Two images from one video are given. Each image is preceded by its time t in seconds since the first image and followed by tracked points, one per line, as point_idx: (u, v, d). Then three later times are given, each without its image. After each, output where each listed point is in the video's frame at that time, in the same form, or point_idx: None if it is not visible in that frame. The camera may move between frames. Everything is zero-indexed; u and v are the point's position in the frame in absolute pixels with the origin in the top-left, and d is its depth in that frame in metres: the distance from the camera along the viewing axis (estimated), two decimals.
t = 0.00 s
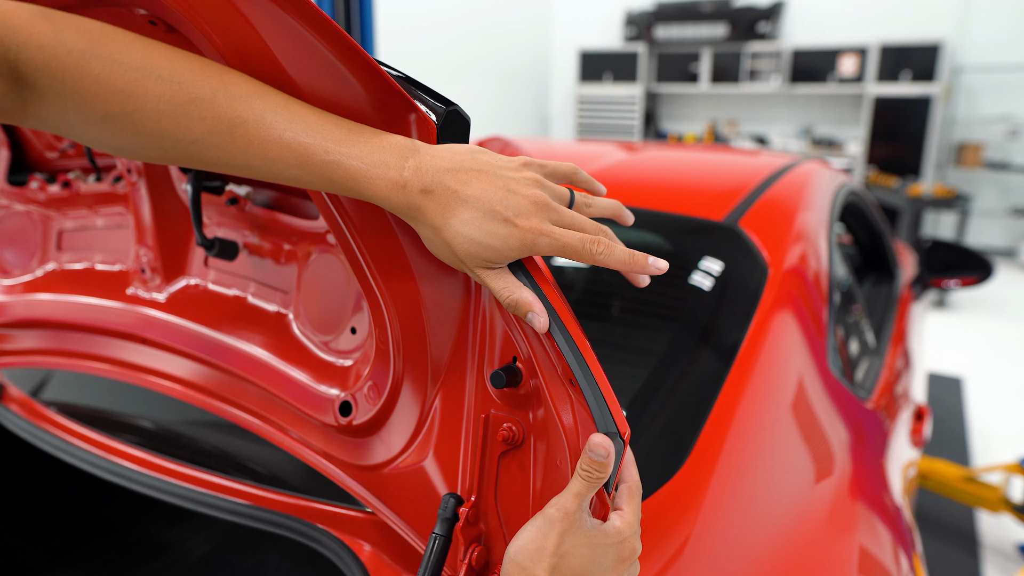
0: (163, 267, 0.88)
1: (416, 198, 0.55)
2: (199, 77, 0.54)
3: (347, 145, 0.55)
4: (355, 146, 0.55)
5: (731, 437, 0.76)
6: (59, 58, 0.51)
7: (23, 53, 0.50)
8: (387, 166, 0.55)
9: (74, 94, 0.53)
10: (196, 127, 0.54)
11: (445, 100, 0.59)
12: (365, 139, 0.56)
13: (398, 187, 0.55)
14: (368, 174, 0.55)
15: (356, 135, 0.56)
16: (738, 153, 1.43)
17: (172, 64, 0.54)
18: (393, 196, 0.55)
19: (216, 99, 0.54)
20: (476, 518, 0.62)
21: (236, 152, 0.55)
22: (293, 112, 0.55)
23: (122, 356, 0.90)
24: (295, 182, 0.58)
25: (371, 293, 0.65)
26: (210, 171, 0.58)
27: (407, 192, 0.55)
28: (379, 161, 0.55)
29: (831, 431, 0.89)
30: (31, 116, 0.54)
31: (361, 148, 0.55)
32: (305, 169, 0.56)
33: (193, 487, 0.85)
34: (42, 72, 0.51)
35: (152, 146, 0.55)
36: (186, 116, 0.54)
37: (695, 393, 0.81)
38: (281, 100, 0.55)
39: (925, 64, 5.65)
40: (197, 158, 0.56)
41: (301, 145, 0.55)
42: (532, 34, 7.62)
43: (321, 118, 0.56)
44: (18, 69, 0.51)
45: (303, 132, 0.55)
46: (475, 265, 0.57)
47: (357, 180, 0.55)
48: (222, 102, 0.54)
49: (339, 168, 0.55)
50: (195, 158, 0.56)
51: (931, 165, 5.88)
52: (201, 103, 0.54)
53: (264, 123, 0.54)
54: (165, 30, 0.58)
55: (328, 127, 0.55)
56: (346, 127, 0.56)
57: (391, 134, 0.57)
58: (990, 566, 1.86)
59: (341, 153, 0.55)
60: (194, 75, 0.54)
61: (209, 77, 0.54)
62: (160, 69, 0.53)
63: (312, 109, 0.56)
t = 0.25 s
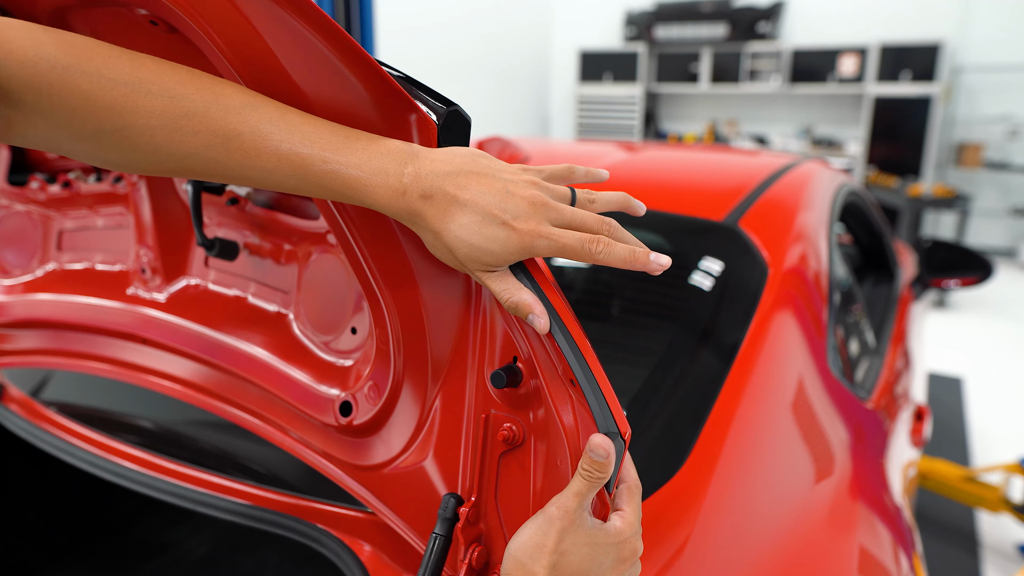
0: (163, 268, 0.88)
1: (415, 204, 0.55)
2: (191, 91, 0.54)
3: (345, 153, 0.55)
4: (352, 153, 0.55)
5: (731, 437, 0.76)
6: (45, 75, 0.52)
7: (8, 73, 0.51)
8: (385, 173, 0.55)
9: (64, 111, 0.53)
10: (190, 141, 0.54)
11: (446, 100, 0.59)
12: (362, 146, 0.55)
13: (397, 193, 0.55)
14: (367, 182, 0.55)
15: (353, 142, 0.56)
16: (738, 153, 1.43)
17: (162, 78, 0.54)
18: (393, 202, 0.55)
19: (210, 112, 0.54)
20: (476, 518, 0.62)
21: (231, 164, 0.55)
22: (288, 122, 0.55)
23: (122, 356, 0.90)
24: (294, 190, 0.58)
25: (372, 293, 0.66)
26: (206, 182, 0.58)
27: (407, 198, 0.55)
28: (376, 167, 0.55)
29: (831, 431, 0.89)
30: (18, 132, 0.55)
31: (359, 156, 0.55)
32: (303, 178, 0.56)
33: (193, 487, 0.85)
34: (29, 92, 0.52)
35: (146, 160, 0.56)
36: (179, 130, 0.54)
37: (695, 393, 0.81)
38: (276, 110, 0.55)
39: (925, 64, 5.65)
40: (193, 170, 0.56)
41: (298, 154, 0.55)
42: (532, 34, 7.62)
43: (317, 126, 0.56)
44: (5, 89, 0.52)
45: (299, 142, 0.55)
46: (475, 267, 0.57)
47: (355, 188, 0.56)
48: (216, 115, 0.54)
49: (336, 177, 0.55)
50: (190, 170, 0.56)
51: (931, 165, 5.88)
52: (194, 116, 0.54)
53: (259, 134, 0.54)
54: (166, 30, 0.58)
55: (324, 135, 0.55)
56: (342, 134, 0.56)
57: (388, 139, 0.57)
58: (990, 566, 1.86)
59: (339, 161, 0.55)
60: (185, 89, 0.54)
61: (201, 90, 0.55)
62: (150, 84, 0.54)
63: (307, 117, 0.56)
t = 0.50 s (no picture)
0: (164, 267, 0.88)
1: (417, 202, 0.55)
2: (194, 87, 0.54)
3: (347, 151, 0.55)
4: (355, 151, 0.55)
5: (731, 437, 0.76)
6: (47, 70, 0.51)
7: (14, 71, 0.51)
8: (387, 171, 0.55)
9: (67, 108, 0.52)
10: (193, 137, 0.54)
11: (445, 100, 0.59)
12: (364, 144, 0.55)
13: (399, 192, 0.55)
14: (369, 180, 0.55)
15: (355, 140, 0.55)
16: (738, 153, 1.43)
17: (164, 74, 0.54)
18: (395, 200, 0.55)
19: (213, 108, 0.54)
20: (476, 518, 0.62)
21: (234, 160, 0.55)
22: (291, 119, 0.55)
23: (122, 356, 0.90)
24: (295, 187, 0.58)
25: (372, 293, 0.66)
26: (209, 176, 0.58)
27: (409, 196, 0.55)
28: (379, 166, 0.55)
29: (831, 431, 0.89)
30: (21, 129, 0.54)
31: (362, 154, 0.55)
32: (305, 176, 0.56)
33: (192, 487, 0.85)
34: (32, 87, 0.51)
35: (148, 155, 0.56)
36: (182, 126, 0.54)
37: (695, 393, 0.81)
38: (278, 107, 0.55)
39: (925, 64, 5.65)
40: (195, 166, 0.56)
41: (300, 152, 0.55)
42: (532, 34, 7.62)
43: (320, 124, 0.55)
44: (10, 86, 0.51)
45: (302, 138, 0.55)
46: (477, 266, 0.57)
47: (357, 185, 0.55)
48: (219, 112, 0.54)
49: (339, 174, 0.55)
50: (194, 165, 0.56)
51: (931, 165, 5.88)
52: (197, 113, 0.54)
53: (262, 131, 0.54)
54: (167, 31, 0.58)
55: (327, 132, 0.55)
56: (345, 131, 0.56)
57: (391, 138, 0.57)
58: (990, 566, 1.86)
59: (341, 159, 0.55)
60: (188, 85, 0.54)
61: (204, 86, 0.54)
62: (153, 80, 0.53)
63: (310, 115, 0.56)
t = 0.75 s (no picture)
0: (164, 267, 0.88)
1: (418, 197, 0.55)
2: (208, 73, 0.53)
3: (352, 144, 0.55)
4: (359, 145, 0.55)
5: (731, 437, 0.76)
6: (73, 54, 0.51)
7: (42, 51, 0.50)
8: (389, 166, 0.55)
9: (84, 90, 0.52)
10: (203, 123, 0.54)
11: (445, 100, 0.59)
12: (369, 138, 0.55)
13: (400, 187, 0.55)
14: (371, 174, 0.55)
15: (359, 134, 0.56)
16: (738, 153, 1.43)
17: (181, 59, 0.53)
18: (395, 196, 0.55)
19: (224, 95, 0.53)
20: (476, 518, 0.62)
21: (241, 149, 0.55)
22: (299, 111, 0.55)
23: (122, 356, 0.90)
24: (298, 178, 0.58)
25: (371, 293, 0.66)
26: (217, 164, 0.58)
27: (412, 191, 0.55)
28: (381, 160, 0.55)
29: (831, 431, 0.89)
30: (49, 108, 0.54)
31: (364, 148, 0.55)
32: (309, 167, 0.55)
33: (192, 487, 0.85)
34: (57, 70, 0.51)
35: (160, 139, 0.55)
36: (193, 112, 0.53)
37: (695, 393, 0.81)
38: (288, 98, 0.55)
39: (925, 64, 5.65)
40: (204, 152, 0.56)
41: (306, 143, 0.55)
42: (532, 34, 7.62)
43: (326, 117, 0.56)
44: (35, 66, 0.51)
45: (310, 130, 0.55)
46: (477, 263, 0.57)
47: (360, 179, 0.55)
48: (229, 99, 0.53)
49: (344, 167, 0.55)
50: (203, 151, 0.56)
51: (931, 165, 5.88)
52: (208, 99, 0.53)
53: (269, 121, 0.54)
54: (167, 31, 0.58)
55: (332, 125, 0.55)
56: (349, 125, 0.56)
57: (394, 133, 0.57)
58: (990, 566, 1.86)
59: (345, 151, 0.55)
60: (202, 71, 0.53)
61: (218, 73, 0.54)
62: (169, 65, 0.53)
63: (316, 107, 0.56)
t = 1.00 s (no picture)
0: (164, 267, 0.88)
1: (419, 196, 0.55)
2: (209, 74, 0.53)
3: (351, 143, 0.55)
4: (358, 144, 0.55)
5: (731, 438, 0.76)
6: (78, 57, 0.51)
7: (48, 54, 0.50)
8: (390, 164, 0.55)
9: (86, 92, 0.52)
10: (203, 124, 0.54)
11: (445, 100, 0.59)
12: (368, 138, 0.56)
13: (401, 186, 0.55)
14: (371, 173, 0.55)
15: (358, 134, 0.56)
16: (738, 153, 1.43)
17: (182, 61, 0.53)
18: (396, 195, 0.55)
19: (224, 95, 0.53)
20: (476, 518, 0.62)
21: (241, 149, 0.55)
22: (298, 110, 0.55)
23: (122, 356, 0.90)
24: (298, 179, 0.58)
25: (371, 293, 0.65)
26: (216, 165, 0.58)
27: (412, 190, 0.55)
28: (381, 159, 0.55)
29: (831, 431, 0.89)
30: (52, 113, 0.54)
31: (364, 147, 0.55)
32: (310, 167, 0.55)
33: (192, 487, 0.85)
34: (61, 74, 0.51)
35: (162, 142, 0.55)
36: (194, 112, 0.53)
37: (695, 393, 0.81)
38: (287, 98, 0.55)
39: (925, 64, 5.65)
40: (205, 154, 0.55)
41: (305, 143, 0.55)
42: (532, 34, 7.63)
43: (326, 117, 0.56)
44: (39, 70, 0.50)
45: (309, 129, 0.55)
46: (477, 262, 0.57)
47: (359, 178, 0.55)
48: (230, 99, 0.53)
49: (343, 166, 0.55)
50: (203, 152, 0.56)
51: (931, 165, 5.88)
52: (209, 99, 0.53)
53: (270, 120, 0.54)
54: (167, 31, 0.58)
55: (332, 125, 0.55)
56: (348, 125, 0.56)
57: (393, 133, 0.57)
58: (990, 566, 1.86)
59: (344, 151, 0.55)
60: (203, 71, 0.53)
61: (217, 74, 0.54)
62: (170, 66, 0.53)
63: (315, 108, 0.56)
